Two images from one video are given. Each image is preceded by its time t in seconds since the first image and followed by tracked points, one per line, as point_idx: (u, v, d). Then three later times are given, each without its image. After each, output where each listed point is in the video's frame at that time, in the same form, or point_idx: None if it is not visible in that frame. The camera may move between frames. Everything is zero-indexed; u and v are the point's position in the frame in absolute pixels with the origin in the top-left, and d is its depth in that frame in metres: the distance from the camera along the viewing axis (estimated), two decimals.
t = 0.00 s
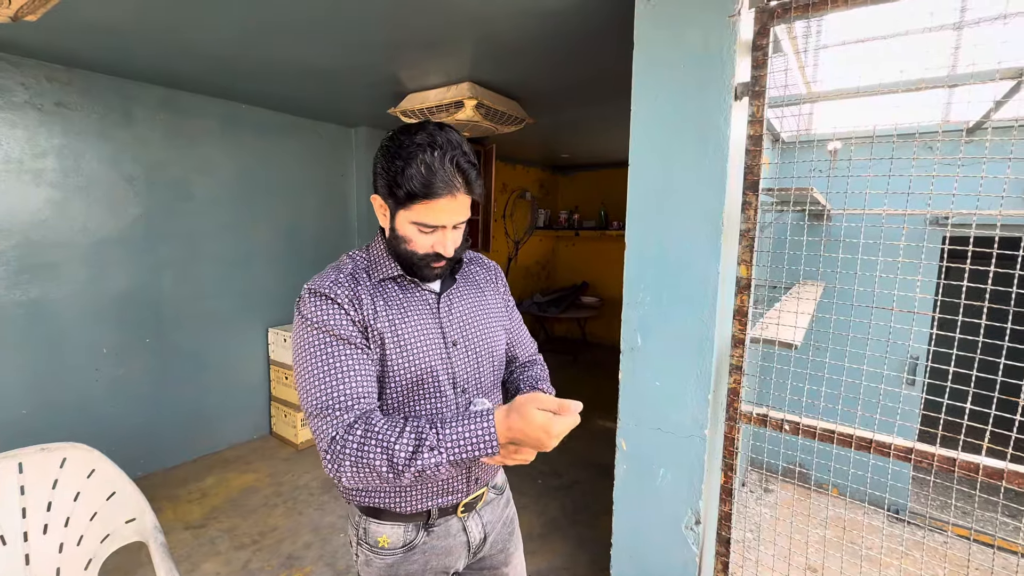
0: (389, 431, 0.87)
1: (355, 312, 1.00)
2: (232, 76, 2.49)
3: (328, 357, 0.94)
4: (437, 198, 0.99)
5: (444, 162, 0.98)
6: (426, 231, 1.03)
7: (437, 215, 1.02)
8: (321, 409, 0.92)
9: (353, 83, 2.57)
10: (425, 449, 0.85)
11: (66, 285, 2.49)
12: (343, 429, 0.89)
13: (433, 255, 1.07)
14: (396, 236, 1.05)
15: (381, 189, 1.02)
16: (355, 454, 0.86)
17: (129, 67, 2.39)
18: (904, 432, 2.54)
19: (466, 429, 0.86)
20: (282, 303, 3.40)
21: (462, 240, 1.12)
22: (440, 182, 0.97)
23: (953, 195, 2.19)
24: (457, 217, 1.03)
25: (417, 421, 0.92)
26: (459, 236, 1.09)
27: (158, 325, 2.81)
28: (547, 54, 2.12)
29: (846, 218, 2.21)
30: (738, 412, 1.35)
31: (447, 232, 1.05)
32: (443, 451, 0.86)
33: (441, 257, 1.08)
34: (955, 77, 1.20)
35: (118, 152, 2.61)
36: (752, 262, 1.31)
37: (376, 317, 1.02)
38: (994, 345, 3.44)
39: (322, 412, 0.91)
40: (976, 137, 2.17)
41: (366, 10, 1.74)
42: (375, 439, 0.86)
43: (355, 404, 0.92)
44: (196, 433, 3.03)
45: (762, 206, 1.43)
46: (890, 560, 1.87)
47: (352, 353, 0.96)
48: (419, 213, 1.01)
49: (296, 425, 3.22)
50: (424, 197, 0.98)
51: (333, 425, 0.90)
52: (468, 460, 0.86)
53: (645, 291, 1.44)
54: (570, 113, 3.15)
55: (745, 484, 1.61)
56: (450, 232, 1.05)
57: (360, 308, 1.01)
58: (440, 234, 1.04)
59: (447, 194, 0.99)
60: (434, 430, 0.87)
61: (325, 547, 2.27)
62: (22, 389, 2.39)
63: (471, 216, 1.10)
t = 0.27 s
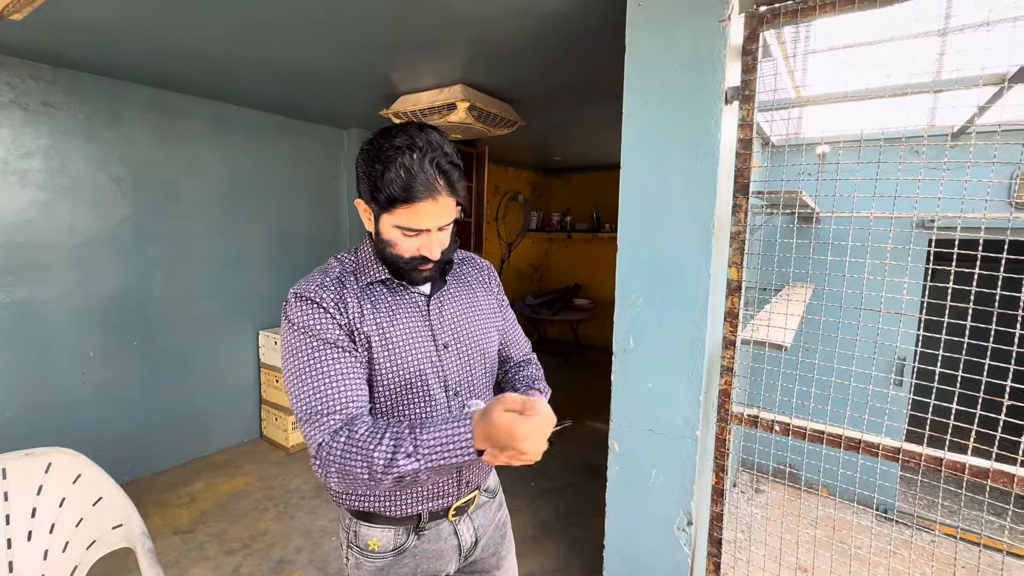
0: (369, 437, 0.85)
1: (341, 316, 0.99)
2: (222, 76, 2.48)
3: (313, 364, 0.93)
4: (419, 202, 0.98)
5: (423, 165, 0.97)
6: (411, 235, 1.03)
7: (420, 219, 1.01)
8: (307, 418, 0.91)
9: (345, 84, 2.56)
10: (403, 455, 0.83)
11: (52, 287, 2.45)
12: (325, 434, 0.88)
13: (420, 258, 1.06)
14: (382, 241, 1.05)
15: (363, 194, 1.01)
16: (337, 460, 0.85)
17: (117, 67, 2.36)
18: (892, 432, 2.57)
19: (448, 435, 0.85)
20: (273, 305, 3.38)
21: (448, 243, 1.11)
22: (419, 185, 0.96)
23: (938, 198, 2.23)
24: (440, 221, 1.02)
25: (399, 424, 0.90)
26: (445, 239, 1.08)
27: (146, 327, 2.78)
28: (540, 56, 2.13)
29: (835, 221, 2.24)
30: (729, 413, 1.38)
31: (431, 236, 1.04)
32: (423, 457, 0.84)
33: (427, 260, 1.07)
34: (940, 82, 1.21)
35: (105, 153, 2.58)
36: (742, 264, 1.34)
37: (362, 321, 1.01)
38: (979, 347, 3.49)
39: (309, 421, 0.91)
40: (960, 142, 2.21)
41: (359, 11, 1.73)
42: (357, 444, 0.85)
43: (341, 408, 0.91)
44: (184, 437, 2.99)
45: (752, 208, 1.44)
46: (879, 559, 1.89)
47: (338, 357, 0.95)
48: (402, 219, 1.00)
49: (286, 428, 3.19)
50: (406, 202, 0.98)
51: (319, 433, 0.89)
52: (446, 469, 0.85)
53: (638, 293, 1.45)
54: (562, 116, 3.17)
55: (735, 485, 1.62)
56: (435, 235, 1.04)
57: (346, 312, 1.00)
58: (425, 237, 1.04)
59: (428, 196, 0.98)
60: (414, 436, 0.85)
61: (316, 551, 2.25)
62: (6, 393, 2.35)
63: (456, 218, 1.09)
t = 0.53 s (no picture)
0: (299, 478, 0.84)
1: (309, 327, 0.96)
2: (204, 76, 2.44)
3: (268, 377, 0.91)
4: (400, 180, 1.00)
5: (397, 146, 1.00)
6: (399, 220, 1.03)
7: (404, 200, 1.02)
8: (260, 433, 0.89)
9: (331, 85, 2.54)
10: (324, 507, 0.83)
11: (26, 290, 2.39)
12: (266, 460, 0.86)
13: (412, 245, 1.06)
14: (370, 237, 1.05)
15: (342, 194, 1.03)
16: (269, 491, 0.85)
17: (96, 66, 2.32)
18: (873, 432, 2.61)
19: (370, 496, 0.83)
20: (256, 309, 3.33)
21: (436, 225, 1.12)
22: (397, 164, 0.99)
23: (915, 204, 2.28)
24: (423, 197, 1.03)
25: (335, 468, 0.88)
26: (432, 220, 1.10)
27: (124, 332, 2.72)
28: (527, 60, 2.14)
29: (816, 226, 2.29)
30: (715, 415, 1.38)
31: (419, 216, 1.05)
32: (341, 515, 0.83)
33: (420, 244, 1.07)
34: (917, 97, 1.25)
35: (83, 153, 2.52)
36: (727, 268, 1.35)
37: (335, 329, 0.99)
38: (956, 349, 3.57)
39: (260, 436, 0.89)
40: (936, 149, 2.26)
41: (345, 13, 1.72)
42: (286, 483, 0.84)
43: (297, 429, 0.90)
44: (164, 443, 2.93)
45: (736, 213, 1.46)
46: (860, 558, 1.92)
47: (299, 373, 0.93)
48: (387, 202, 1.01)
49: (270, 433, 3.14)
50: (387, 183, 0.99)
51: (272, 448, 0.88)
52: (361, 540, 0.83)
53: (624, 297, 1.46)
54: (549, 120, 3.18)
55: (722, 487, 1.63)
56: (422, 215, 1.05)
57: (315, 322, 0.97)
58: (413, 220, 1.04)
59: (408, 173, 1.00)
60: (341, 488, 0.85)
61: (300, 559, 2.22)
62: None
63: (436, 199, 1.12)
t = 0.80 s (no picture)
0: (242, 496, 0.84)
1: (276, 335, 0.94)
2: (184, 75, 2.40)
3: (231, 387, 0.90)
4: (374, 169, 0.99)
5: (367, 136, 1.00)
6: (378, 209, 1.01)
7: (381, 188, 1.00)
8: (216, 440, 0.89)
9: (314, 87, 2.52)
10: (257, 531, 0.83)
11: None
12: (221, 471, 0.87)
13: (394, 235, 1.04)
14: (350, 232, 1.02)
15: (317, 194, 1.02)
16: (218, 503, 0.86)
17: (71, 63, 2.26)
18: (851, 433, 2.67)
19: (302, 528, 0.83)
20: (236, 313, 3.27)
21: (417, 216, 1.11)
22: (369, 151, 0.98)
23: (890, 209, 2.34)
24: (400, 183, 1.02)
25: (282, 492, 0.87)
26: (412, 209, 1.08)
27: (98, 336, 2.65)
28: (512, 64, 2.14)
29: (796, 231, 2.33)
30: (698, 417, 1.37)
31: (398, 204, 1.04)
32: (270, 542, 0.82)
33: (403, 235, 1.05)
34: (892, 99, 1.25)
35: (56, 152, 2.46)
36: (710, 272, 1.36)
37: (304, 336, 0.96)
38: (930, 352, 3.67)
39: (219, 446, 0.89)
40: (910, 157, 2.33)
41: (328, 13, 1.71)
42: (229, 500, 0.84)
43: (256, 441, 0.90)
44: (139, 450, 2.86)
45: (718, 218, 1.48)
46: (839, 558, 1.95)
47: (264, 383, 0.91)
48: (363, 193, 1.00)
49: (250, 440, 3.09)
50: (362, 172, 0.98)
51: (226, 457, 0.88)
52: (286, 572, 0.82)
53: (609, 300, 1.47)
54: (534, 124, 3.19)
55: (706, 489, 1.64)
56: (401, 203, 1.04)
57: (284, 329, 0.95)
58: (391, 209, 1.03)
59: (382, 159, 0.99)
60: (278, 513, 0.84)
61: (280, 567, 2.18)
62: None
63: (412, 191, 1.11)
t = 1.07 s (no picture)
0: (183, 529, 0.81)
1: (222, 354, 0.90)
2: (145, 78, 2.32)
3: (173, 411, 0.86)
4: (323, 171, 0.97)
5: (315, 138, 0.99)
6: (332, 213, 0.99)
7: (333, 190, 0.99)
8: (159, 466, 0.85)
9: (282, 92, 2.47)
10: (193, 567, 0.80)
11: None
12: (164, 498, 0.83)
13: (352, 239, 1.01)
14: (306, 239, 0.99)
15: (267, 204, 1.00)
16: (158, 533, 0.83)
17: (22, 62, 2.17)
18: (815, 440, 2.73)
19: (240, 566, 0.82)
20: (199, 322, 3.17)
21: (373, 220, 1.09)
22: (317, 152, 0.97)
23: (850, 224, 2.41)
24: (352, 184, 1.01)
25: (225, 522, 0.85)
26: (367, 212, 1.06)
27: (48, 348, 2.53)
28: (483, 74, 2.15)
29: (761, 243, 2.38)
30: (666, 430, 1.41)
31: (352, 206, 1.02)
32: None
33: (361, 237, 1.03)
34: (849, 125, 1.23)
35: (5, 155, 2.35)
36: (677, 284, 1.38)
37: (253, 355, 0.92)
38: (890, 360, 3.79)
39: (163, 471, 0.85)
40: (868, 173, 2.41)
41: (295, 20, 1.68)
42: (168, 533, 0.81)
43: (199, 467, 0.86)
44: (92, 467, 2.73)
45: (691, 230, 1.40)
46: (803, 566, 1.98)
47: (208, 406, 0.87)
48: (315, 197, 0.98)
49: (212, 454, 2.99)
50: (311, 174, 0.97)
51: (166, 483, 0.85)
52: None
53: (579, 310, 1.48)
54: (507, 133, 3.19)
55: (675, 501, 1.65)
56: (355, 204, 1.02)
57: (231, 348, 0.91)
58: (346, 211, 1.01)
59: (331, 160, 0.98)
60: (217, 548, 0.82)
61: None
62: None
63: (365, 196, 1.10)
